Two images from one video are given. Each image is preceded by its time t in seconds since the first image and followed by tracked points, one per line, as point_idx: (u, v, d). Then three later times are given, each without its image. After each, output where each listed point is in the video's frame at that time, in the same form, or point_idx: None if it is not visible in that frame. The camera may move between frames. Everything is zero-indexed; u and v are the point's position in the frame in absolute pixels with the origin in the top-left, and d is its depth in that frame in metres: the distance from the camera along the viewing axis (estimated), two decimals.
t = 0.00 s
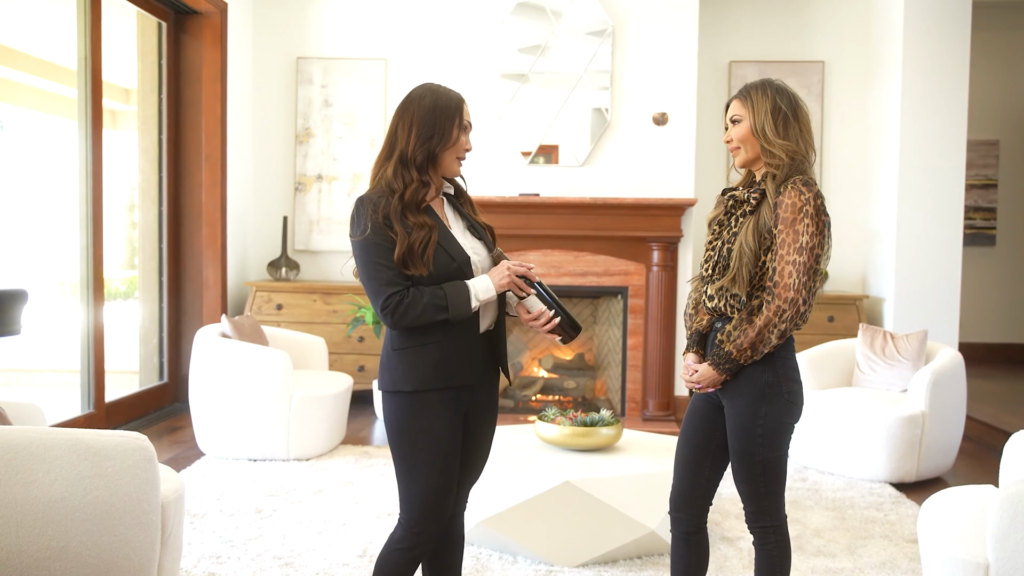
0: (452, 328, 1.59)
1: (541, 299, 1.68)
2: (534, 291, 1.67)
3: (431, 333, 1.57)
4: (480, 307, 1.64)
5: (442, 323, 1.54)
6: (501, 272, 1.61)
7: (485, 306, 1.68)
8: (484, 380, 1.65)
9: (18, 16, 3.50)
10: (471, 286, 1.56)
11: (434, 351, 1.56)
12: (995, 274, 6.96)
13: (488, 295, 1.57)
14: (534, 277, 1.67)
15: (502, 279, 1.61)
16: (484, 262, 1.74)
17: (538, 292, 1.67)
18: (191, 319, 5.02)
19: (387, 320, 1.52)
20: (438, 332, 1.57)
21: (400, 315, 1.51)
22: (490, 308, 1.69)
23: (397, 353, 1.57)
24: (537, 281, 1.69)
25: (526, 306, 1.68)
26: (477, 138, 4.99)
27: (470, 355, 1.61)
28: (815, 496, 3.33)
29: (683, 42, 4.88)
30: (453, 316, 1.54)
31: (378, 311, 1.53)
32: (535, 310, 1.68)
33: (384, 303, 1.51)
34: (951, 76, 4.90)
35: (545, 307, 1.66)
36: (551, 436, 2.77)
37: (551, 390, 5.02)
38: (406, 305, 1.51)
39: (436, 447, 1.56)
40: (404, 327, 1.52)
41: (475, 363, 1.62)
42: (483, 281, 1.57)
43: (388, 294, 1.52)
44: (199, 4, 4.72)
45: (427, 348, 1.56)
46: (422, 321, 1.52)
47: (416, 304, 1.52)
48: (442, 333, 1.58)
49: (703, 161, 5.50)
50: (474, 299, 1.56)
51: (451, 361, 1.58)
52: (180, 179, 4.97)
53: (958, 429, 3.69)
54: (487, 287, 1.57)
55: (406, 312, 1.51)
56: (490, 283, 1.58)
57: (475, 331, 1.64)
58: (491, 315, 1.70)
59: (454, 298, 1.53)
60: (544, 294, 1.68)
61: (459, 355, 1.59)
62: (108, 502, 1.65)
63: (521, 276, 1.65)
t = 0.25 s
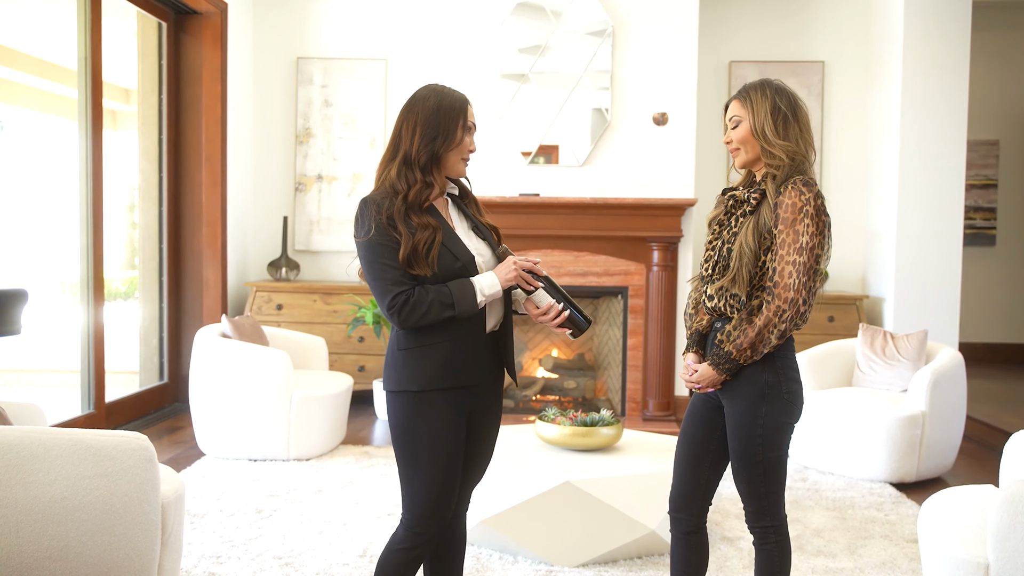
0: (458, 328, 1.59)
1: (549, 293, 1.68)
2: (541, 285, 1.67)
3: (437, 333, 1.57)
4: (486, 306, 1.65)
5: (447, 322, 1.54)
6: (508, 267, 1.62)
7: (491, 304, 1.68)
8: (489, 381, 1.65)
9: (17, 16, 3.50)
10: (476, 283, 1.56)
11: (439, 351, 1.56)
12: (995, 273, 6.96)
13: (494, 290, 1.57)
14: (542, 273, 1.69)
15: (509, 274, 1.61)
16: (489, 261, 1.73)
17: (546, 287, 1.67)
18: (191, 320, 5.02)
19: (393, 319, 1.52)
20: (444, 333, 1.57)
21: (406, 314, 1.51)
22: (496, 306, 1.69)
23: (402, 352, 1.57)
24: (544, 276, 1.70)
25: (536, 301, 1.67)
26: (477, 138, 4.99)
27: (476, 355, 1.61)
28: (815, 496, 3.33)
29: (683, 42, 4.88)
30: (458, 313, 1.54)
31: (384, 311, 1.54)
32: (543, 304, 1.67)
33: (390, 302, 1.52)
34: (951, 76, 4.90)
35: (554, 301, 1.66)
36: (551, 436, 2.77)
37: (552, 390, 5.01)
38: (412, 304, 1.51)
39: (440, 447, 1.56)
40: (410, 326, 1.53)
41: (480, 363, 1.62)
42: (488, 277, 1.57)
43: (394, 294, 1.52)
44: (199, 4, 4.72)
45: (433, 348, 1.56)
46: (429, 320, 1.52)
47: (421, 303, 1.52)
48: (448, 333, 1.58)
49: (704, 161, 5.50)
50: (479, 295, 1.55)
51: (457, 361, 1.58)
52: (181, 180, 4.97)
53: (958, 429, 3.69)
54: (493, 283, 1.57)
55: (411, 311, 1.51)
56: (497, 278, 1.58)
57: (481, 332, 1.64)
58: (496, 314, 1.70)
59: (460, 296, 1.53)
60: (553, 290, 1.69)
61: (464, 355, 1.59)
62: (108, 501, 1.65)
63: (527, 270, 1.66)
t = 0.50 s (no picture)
0: (460, 330, 1.59)
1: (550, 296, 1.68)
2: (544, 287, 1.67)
3: (440, 334, 1.57)
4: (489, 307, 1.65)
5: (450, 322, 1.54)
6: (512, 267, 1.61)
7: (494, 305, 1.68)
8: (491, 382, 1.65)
9: (17, 16, 3.50)
10: (479, 282, 1.56)
11: (441, 352, 1.56)
12: (995, 274, 6.96)
13: (496, 290, 1.57)
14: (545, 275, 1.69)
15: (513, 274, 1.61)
16: (492, 261, 1.73)
17: (547, 288, 1.67)
18: (191, 319, 5.01)
19: (396, 318, 1.52)
20: (446, 333, 1.57)
21: (409, 314, 1.51)
22: (498, 307, 1.69)
23: (405, 353, 1.57)
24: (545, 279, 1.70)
25: (537, 303, 1.67)
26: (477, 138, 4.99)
27: (477, 358, 1.60)
28: (815, 496, 3.33)
29: (683, 42, 4.88)
30: (461, 313, 1.53)
31: (386, 311, 1.54)
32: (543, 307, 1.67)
33: (394, 301, 1.52)
34: (951, 76, 4.90)
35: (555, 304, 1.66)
36: (551, 436, 2.77)
37: (552, 390, 5.01)
38: (415, 304, 1.51)
39: (441, 447, 1.56)
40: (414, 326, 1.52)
41: (482, 364, 1.62)
42: (491, 277, 1.57)
43: (397, 293, 1.52)
44: (199, 4, 4.72)
45: (435, 348, 1.56)
46: (432, 319, 1.52)
47: (424, 302, 1.52)
48: (450, 334, 1.58)
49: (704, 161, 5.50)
50: (482, 294, 1.56)
51: (460, 362, 1.57)
52: (181, 180, 4.97)
53: (958, 429, 3.69)
54: (496, 283, 1.57)
55: (415, 310, 1.51)
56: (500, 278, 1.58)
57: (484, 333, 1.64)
58: (499, 315, 1.70)
59: (463, 295, 1.53)
60: (554, 292, 1.69)
61: (467, 357, 1.59)
62: (108, 501, 1.65)
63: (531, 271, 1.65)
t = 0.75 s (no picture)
0: (462, 329, 1.59)
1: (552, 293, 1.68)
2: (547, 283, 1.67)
3: (441, 333, 1.57)
4: (492, 304, 1.65)
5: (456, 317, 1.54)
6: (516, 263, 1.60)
7: (496, 304, 1.69)
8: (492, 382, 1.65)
9: (17, 16, 3.50)
10: (483, 277, 1.56)
11: (443, 351, 1.56)
12: (995, 273, 6.96)
13: (500, 285, 1.56)
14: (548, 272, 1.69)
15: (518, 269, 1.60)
16: (493, 260, 1.74)
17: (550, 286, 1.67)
18: (191, 319, 5.01)
19: (403, 315, 1.52)
20: (448, 332, 1.57)
21: (415, 310, 1.51)
22: (501, 305, 1.70)
23: (406, 351, 1.57)
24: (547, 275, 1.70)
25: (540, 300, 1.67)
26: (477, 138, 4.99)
27: (479, 356, 1.61)
28: (815, 496, 3.33)
29: (683, 42, 4.88)
30: (466, 308, 1.53)
31: (392, 308, 1.53)
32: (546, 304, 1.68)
33: (400, 299, 1.52)
34: (951, 76, 4.90)
35: (558, 301, 1.67)
36: (551, 436, 2.77)
37: (552, 390, 5.00)
38: (420, 300, 1.51)
39: (441, 446, 1.56)
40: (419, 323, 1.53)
41: (483, 364, 1.62)
42: (495, 272, 1.57)
43: (402, 291, 1.52)
44: (199, 4, 4.72)
45: (436, 347, 1.56)
46: (437, 315, 1.52)
47: (430, 298, 1.52)
48: (452, 333, 1.58)
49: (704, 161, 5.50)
50: (485, 288, 1.56)
51: (461, 361, 1.57)
52: (181, 180, 4.97)
53: (958, 429, 3.69)
54: (499, 278, 1.57)
55: (420, 306, 1.51)
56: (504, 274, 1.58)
57: (487, 332, 1.64)
58: (502, 313, 1.70)
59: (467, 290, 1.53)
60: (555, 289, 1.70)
61: (468, 356, 1.59)
62: (108, 501, 1.65)
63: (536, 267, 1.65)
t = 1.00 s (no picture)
0: (464, 327, 1.58)
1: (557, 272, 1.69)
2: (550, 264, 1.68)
3: (443, 332, 1.57)
4: (493, 298, 1.65)
5: (463, 307, 1.53)
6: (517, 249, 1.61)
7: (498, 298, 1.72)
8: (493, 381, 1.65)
9: (17, 16, 3.50)
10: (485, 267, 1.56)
11: (444, 350, 1.56)
12: (995, 273, 6.96)
13: (502, 272, 1.57)
14: (550, 251, 1.69)
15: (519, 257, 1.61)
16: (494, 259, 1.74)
17: (553, 267, 1.68)
18: (191, 320, 5.02)
19: (411, 311, 1.52)
20: (449, 331, 1.57)
21: (423, 304, 1.50)
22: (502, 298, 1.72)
23: (407, 350, 1.57)
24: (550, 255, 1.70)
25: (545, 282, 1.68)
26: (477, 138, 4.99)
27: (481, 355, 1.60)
28: (815, 496, 3.33)
29: (684, 42, 4.88)
30: (473, 297, 1.53)
31: (400, 306, 1.53)
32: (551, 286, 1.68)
33: (409, 295, 1.51)
34: (951, 76, 4.90)
35: (563, 282, 1.67)
36: (551, 436, 2.77)
37: (552, 389, 5.00)
38: (426, 295, 1.51)
39: (442, 446, 1.56)
40: (425, 320, 1.52)
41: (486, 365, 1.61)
42: (497, 261, 1.57)
43: (410, 287, 1.51)
44: (200, 4, 4.72)
45: (438, 346, 1.56)
46: (445, 308, 1.51)
47: (437, 292, 1.51)
48: (453, 332, 1.57)
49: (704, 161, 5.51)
50: (489, 277, 1.55)
51: (462, 360, 1.57)
52: (181, 180, 4.97)
53: (958, 429, 3.69)
54: (502, 266, 1.57)
55: (429, 301, 1.50)
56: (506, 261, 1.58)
57: (490, 332, 1.63)
58: (503, 306, 1.73)
59: (473, 281, 1.53)
60: (560, 270, 1.70)
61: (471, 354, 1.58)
62: (109, 501, 1.65)
63: (537, 248, 1.66)
